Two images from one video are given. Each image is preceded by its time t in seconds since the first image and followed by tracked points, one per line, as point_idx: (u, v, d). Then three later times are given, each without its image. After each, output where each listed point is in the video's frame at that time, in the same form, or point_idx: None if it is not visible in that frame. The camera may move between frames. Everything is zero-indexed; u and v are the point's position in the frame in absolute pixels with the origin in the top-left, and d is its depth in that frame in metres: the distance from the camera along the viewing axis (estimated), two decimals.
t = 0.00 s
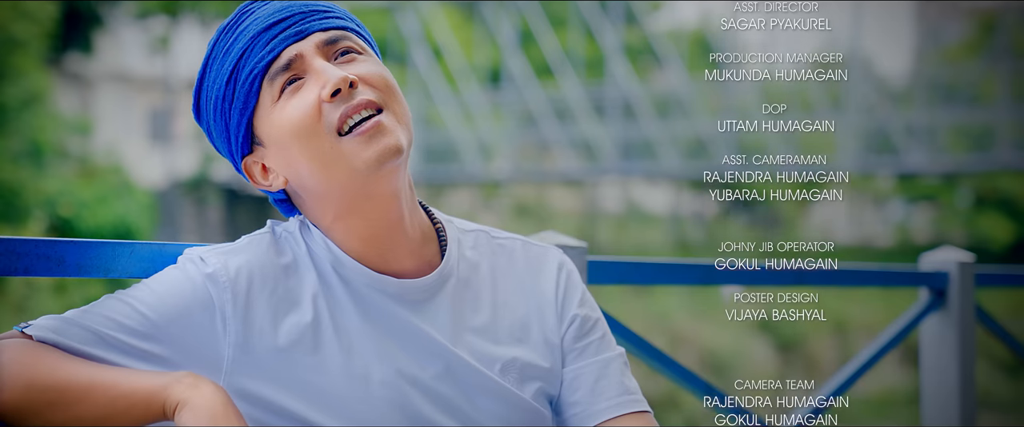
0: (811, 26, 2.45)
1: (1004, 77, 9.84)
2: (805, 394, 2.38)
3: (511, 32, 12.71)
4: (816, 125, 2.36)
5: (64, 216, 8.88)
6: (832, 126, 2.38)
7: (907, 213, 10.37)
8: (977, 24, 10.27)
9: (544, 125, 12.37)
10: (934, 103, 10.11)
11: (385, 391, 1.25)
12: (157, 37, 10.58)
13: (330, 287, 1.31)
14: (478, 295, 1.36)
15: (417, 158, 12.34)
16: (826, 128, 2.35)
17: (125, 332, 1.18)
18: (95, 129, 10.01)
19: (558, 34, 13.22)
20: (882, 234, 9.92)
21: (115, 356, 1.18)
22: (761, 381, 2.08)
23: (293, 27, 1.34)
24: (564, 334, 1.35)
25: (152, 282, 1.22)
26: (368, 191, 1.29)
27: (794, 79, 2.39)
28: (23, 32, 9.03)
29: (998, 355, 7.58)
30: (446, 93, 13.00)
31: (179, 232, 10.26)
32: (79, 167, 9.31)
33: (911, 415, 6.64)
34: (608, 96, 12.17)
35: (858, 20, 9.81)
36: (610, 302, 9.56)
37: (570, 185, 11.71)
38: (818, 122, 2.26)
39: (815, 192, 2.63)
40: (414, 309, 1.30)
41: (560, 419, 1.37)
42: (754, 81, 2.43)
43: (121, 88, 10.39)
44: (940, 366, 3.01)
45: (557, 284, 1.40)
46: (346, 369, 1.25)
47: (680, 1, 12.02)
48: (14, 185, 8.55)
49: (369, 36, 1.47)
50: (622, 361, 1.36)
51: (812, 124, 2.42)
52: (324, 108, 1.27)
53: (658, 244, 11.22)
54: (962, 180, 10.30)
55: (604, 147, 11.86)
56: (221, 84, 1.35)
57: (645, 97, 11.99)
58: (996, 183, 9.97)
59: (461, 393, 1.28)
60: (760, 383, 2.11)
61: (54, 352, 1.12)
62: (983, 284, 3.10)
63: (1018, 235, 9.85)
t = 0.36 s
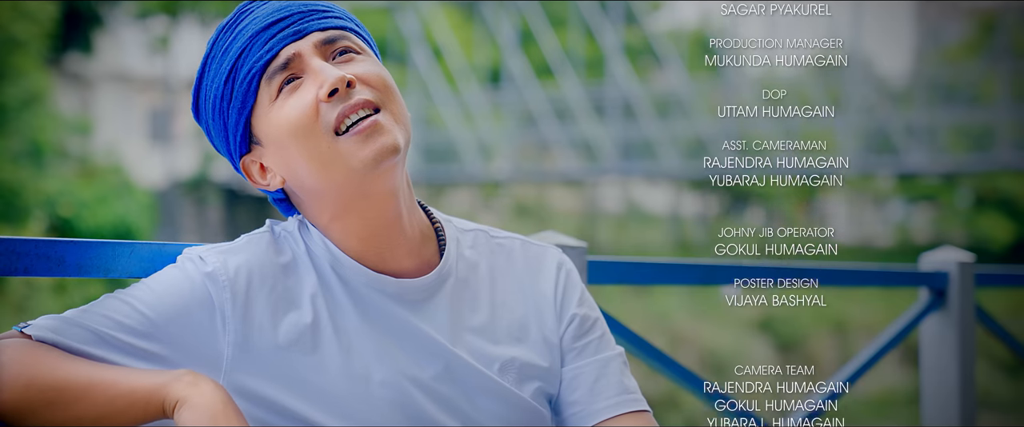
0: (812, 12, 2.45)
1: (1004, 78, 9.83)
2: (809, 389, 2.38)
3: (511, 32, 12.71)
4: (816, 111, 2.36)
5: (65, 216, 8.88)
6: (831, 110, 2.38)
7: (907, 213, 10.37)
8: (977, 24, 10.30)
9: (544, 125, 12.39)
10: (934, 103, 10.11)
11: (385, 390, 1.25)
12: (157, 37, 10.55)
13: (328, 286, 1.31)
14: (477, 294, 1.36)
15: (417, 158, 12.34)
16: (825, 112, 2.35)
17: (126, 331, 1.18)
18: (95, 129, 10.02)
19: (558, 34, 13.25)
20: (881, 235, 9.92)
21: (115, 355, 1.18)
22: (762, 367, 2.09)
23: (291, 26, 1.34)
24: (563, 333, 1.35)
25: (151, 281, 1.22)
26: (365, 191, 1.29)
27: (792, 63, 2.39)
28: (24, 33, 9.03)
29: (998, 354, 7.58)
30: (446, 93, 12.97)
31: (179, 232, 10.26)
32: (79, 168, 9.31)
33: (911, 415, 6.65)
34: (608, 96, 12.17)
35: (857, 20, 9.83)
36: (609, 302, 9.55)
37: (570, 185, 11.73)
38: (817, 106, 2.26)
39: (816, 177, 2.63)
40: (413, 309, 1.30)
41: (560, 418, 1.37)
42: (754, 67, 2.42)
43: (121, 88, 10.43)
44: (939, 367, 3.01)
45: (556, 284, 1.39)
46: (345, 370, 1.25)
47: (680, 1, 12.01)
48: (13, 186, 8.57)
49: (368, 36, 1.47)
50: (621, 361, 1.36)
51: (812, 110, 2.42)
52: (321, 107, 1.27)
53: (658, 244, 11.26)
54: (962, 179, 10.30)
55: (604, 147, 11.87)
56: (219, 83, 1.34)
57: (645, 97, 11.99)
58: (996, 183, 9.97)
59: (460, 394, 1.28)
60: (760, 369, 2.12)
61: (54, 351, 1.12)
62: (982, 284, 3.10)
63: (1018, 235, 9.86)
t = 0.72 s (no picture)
0: None
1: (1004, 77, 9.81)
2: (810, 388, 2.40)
3: (511, 32, 12.72)
4: (816, 95, 2.35)
5: (65, 216, 8.87)
6: (832, 95, 2.37)
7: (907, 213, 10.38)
8: (977, 24, 10.29)
9: (544, 125, 12.39)
10: (934, 103, 10.09)
11: (385, 391, 1.25)
12: (157, 37, 10.55)
13: (328, 286, 1.31)
14: (477, 295, 1.36)
15: (417, 158, 12.34)
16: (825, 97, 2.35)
17: (126, 331, 1.18)
18: (95, 129, 10.03)
19: (557, 34, 13.26)
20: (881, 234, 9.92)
21: (115, 355, 1.18)
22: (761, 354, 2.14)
23: (289, 27, 1.34)
24: (563, 334, 1.35)
25: (150, 282, 1.22)
26: (365, 190, 1.29)
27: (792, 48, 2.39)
28: (24, 33, 9.03)
29: (998, 354, 7.58)
30: (446, 93, 12.97)
31: (179, 232, 10.26)
32: (79, 167, 9.32)
33: (911, 415, 6.65)
34: (608, 96, 12.16)
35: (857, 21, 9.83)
36: (609, 301, 9.56)
37: (570, 185, 11.74)
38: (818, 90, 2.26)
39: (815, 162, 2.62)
40: (413, 309, 1.30)
41: (560, 419, 1.37)
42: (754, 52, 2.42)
43: (121, 88, 10.45)
44: (939, 367, 3.01)
45: (556, 284, 1.39)
46: (345, 370, 1.25)
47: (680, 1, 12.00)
48: (13, 185, 8.56)
49: (366, 36, 1.47)
50: (621, 361, 1.36)
51: (811, 94, 2.41)
52: (319, 107, 1.27)
53: (658, 244, 11.26)
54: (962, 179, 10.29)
55: (604, 147, 11.88)
56: (218, 84, 1.35)
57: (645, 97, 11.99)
58: (995, 182, 9.97)
59: (459, 395, 1.28)
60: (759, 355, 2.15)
61: (53, 351, 1.12)
62: (982, 284, 3.10)
63: (1019, 235, 9.86)
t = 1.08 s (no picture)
0: None
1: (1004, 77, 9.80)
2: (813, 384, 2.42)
3: (511, 32, 12.71)
4: (816, 82, 2.35)
5: (65, 216, 8.85)
6: (832, 80, 2.37)
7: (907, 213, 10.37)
8: (977, 24, 10.28)
9: (544, 125, 12.38)
10: (934, 103, 10.08)
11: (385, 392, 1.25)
12: (157, 37, 10.55)
13: (327, 288, 1.31)
14: (478, 295, 1.36)
15: (417, 158, 12.32)
16: (825, 83, 2.35)
17: (126, 331, 1.18)
18: (95, 129, 10.04)
19: (557, 34, 13.24)
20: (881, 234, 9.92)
21: (114, 355, 1.18)
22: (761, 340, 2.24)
23: (290, 27, 1.34)
24: (563, 335, 1.36)
25: (151, 281, 1.22)
26: (365, 191, 1.30)
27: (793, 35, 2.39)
28: (23, 33, 9.03)
29: (998, 354, 7.58)
30: (445, 93, 12.97)
31: (179, 232, 10.25)
32: (79, 167, 9.31)
33: (911, 415, 6.65)
34: (608, 96, 12.13)
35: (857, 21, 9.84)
36: (609, 301, 9.57)
37: (570, 184, 11.76)
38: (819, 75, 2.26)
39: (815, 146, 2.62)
40: (411, 311, 1.30)
41: (560, 419, 1.37)
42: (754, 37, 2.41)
43: (121, 88, 10.53)
44: (939, 367, 3.02)
45: (556, 285, 1.40)
46: (345, 371, 1.25)
47: (680, 1, 11.98)
48: (13, 185, 8.54)
49: (365, 36, 1.47)
50: (620, 362, 1.36)
51: (811, 81, 2.41)
52: (319, 108, 1.27)
53: (658, 244, 11.25)
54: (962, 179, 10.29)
55: (604, 147, 11.88)
56: (218, 85, 1.35)
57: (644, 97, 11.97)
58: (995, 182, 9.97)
59: (458, 395, 1.28)
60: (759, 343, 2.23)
61: (53, 352, 1.12)
62: (982, 284, 3.09)
63: (1019, 235, 9.86)
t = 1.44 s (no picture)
0: None
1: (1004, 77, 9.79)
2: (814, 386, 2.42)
3: (511, 32, 12.72)
4: (815, 67, 2.37)
5: (64, 216, 8.83)
6: (832, 65, 2.37)
7: (906, 213, 10.36)
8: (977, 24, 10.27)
9: (544, 125, 12.38)
10: (934, 103, 10.06)
11: (388, 392, 1.25)
12: (157, 37, 10.55)
13: (329, 286, 1.31)
14: (479, 292, 1.36)
15: (417, 158, 12.31)
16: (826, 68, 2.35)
17: (125, 330, 1.18)
18: (95, 129, 10.04)
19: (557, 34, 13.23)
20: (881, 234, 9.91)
21: (115, 355, 1.18)
22: (761, 324, 2.31)
23: (293, 38, 1.32)
24: (566, 330, 1.36)
25: (151, 280, 1.22)
26: (370, 206, 1.30)
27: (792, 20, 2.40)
28: (24, 33, 9.03)
29: (999, 355, 7.58)
30: (446, 93, 12.96)
31: (180, 232, 10.24)
32: (79, 167, 9.30)
33: (911, 415, 6.66)
34: (608, 96, 12.13)
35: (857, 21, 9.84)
36: (609, 301, 9.56)
37: (570, 184, 11.77)
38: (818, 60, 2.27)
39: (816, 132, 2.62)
40: (414, 308, 1.30)
41: (561, 415, 1.37)
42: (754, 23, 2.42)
43: (121, 88, 10.64)
44: (939, 367, 3.02)
45: (558, 280, 1.40)
46: (348, 368, 1.25)
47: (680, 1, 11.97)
48: (13, 185, 8.53)
49: (367, 35, 1.46)
50: (623, 357, 1.36)
51: (811, 66, 2.43)
52: (325, 127, 1.27)
53: (658, 245, 11.24)
54: (962, 180, 10.28)
55: (604, 147, 11.87)
56: (219, 90, 1.35)
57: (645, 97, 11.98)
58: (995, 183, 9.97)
59: (460, 391, 1.28)
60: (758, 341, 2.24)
61: (53, 351, 1.12)
62: (982, 283, 3.09)
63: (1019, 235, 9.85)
